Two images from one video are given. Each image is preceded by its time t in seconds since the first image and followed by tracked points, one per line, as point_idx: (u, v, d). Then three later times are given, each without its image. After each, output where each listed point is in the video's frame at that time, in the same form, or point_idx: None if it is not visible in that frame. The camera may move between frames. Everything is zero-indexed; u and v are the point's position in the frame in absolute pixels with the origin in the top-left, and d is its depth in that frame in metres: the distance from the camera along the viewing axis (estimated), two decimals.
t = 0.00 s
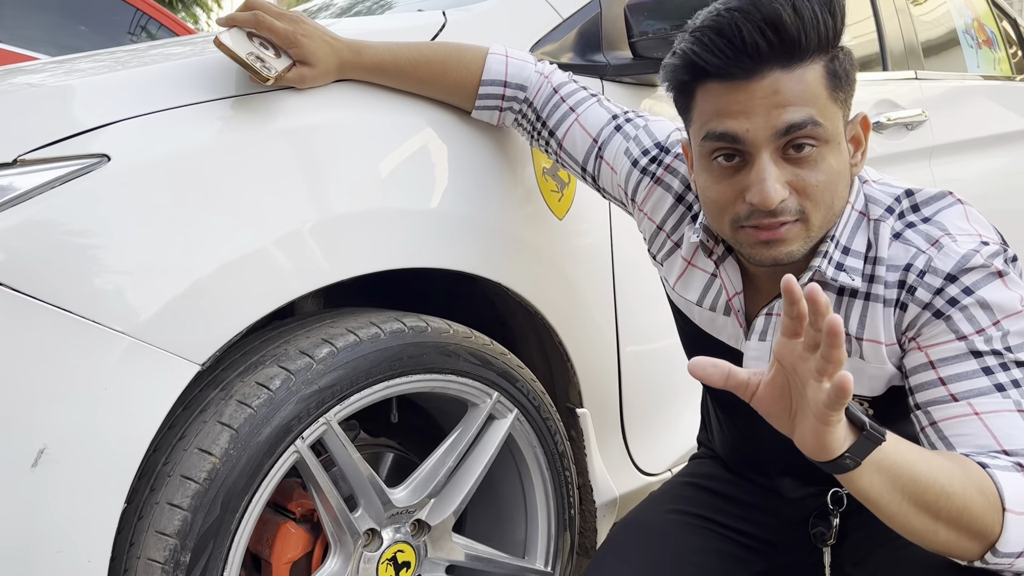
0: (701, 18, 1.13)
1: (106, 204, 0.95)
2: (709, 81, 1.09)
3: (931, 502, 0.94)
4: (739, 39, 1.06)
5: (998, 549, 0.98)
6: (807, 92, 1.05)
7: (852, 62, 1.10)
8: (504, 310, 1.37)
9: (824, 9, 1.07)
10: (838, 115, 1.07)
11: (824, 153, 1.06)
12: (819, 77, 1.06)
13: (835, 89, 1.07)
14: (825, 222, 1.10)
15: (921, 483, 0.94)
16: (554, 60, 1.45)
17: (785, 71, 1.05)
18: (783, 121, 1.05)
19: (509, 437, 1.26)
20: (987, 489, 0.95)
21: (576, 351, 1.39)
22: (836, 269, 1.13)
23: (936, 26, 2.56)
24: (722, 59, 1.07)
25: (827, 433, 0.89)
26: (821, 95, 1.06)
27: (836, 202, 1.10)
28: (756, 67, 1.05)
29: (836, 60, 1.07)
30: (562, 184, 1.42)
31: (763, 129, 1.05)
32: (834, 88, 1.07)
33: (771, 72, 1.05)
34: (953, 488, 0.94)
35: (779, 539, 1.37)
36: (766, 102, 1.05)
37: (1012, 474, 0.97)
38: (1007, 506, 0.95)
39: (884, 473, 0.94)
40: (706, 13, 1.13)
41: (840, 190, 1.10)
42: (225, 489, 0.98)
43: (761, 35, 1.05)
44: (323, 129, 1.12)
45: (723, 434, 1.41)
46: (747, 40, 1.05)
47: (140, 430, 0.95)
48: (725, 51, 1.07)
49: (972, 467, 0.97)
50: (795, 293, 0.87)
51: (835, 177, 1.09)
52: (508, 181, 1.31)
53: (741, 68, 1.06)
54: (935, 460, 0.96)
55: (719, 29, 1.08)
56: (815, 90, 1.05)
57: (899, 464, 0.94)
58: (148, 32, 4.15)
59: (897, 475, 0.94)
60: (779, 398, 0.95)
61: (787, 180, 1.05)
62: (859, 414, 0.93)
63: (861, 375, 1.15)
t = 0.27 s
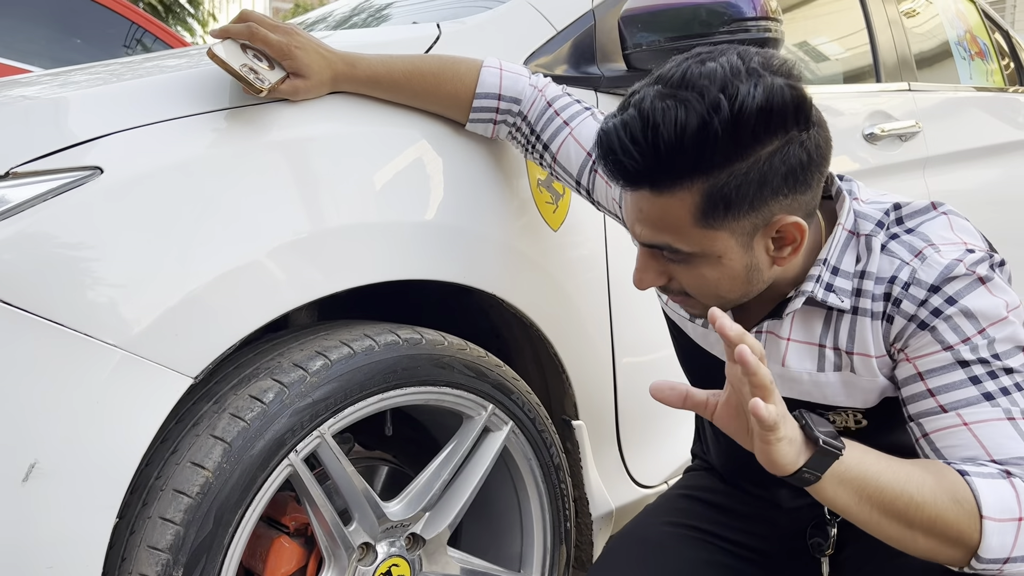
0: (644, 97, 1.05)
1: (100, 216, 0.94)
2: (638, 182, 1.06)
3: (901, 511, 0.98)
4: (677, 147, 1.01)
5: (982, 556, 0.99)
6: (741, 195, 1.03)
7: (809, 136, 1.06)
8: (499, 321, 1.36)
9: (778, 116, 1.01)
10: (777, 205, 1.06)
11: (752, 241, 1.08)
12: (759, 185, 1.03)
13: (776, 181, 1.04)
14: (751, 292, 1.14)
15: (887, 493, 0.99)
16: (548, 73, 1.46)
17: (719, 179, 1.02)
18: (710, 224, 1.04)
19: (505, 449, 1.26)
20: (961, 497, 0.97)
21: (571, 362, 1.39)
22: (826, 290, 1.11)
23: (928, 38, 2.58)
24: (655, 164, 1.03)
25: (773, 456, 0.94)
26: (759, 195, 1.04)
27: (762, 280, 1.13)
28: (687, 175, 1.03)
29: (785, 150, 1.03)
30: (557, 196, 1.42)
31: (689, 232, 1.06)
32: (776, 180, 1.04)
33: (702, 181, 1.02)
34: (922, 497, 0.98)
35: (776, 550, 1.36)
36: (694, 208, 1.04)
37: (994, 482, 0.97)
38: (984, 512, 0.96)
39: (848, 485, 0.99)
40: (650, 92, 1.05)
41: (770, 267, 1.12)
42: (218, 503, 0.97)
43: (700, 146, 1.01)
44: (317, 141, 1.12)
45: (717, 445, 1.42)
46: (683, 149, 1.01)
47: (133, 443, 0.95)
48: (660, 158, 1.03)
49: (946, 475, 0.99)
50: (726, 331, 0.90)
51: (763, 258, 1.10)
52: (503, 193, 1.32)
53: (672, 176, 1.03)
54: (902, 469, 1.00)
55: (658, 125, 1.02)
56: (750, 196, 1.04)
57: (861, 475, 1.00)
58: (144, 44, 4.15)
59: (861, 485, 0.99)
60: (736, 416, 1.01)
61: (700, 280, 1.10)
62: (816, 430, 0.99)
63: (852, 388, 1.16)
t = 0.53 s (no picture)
0: (630, 129, 1.03)
1: (99, 216, 0.94)
2: (622, 212, 1.06)
3: (893, 519, 0.99)
4: (662, 184, 1.01)
5: (979, 559, 0.99)
6: (725, 230, 1.04)
7: (799, 170, 1.04)
8: (499, 321, 1.36)
9: (764, 156, 1.00)
10: (761, 239, 1.06)
11: (737, 270, 1.09)
12: (745, 222, 1.03)
13: (761, 217, 1.04)
14: (737, 314, 1.16)
15: (879, 502, 1.00)
16: (548, 72, 1.45)
17: (703, 216, 1.02)
18: (694, 255, 1.06)
19: (506, 450, 1.25)
20: (955, 502, 0.97)
21: (573, 362, 1.38)
22: (822, 297, 1.10)
23: (930, 38, 2.57)
24: (638, 199, 1.03)
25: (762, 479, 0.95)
26: (743, 230, 1.04)
27: (746, 304, 1.14)
28: (671, 211, 1.03)
29: (772, 187, 1.03)
30: (558, 195, 1.41)
31: (673, 260, 1.07)
32: (762, 216, 1.04)
33: (686, 216, 1.03)
34: (914, 504, 0.98)
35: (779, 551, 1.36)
36: (678, 239, 1.05)
37: (984, 483, 0.97)
38: (977, 516, 0.96)
39: (840, 497, 1.00)
40: (637, 124, 1.03)
41: (756, 292, 1.13)
42: (217, 504, 0.96)
43: (684, 185, 1.00)
44: (317, 139, 1.11)
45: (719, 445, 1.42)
46: (667, 187, 1.01)
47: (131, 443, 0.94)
48: (643, 192, 1.02)
49: (938, 479, 0.99)
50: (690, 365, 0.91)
51: (749, 285, 1.11)
52: (504, 193, 1.31)
53: (656, 210, 1.03)
54: (893, 478, 1.01)
55: (643, 160, 1.01)
56: (733, 232, 1.04)
57: (853, 485, 1.00)
58: (143, 45, 4.13)
59: (853, 497, 1.00)
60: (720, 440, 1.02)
61: (687, 302, 1.13)
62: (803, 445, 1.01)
63: (850, 392, 1.14)
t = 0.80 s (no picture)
0: (629, 149, 1.01)
1: (101, 207, 0.93)
2: (624, 230, 1.05)
3: (904, 537, 1.00)
4: (662, 207, 0.99)
5: (992, 565, 0.99)
6: (727, 249, 1.03)
7: (803, 186, 1.02)
8: (504, 314, 1.35)
9: (766, 177, 0.98)
10: (766, 252, 1.05)
11: (743, 279, 1.08)
12: (747, 240, 1.02)
13: (764, 234, 1.02)
14: (745, 316, 1.16)
15: (886, 523, 1.01)
16: (552, 63, 1.44)
17: (704, 236, 1.01)
18: (698, 269, 1.05)
19: (511, 443, 1.24)
20: (962, 511, 0.98)
21: (578, 356, 1.37)
22: (831, 290, 1.09)
23: (936, 30, 2.55)
24: (640, 220, 1.02)
25: (763, 523, 0.97)
26: (746, 246, 1.03)
27: (752, 309, 1.14)
28: (673, 231, 1.02)
29: (775, 207, 1.01)
30: (563, 187, 1.41)
31: (677, 274, 1.07)
32: (765, 234, 1.02)
33: (688, 236, 1.01)
34: (921, 520, 0.99)
35: (786, 544, 1.36)
36: (681, 255, 1.04)
37: (988, 485, 0.98)
38: (985, 523, 0.97)
39: (848, 524, 1.02)
40: (636, 145, 1.01)
41: (763, 298, 1.12)
42: (221, 497, 0.96)
43: (685, 207, 0.99)
44: (320, 131, 1.10)
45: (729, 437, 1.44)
46: (668, 209, 0.99)
47: (134, 436, 0.93)
48: (645, 213, 1.01)
49: (943, 489, 1.00)
50: (669, 420, 0.94)
51: (755, 292, 1.10)
52: (509, 185, 1.30)
53: (657, 229, 1.02)
54: (897, 495, 1.02)
55: (642, 183, 0.99)
56: (736, 249, 1.03)
57: (859, 511, 1.01)
58: (146, 40, 4.12)
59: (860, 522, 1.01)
60: (719, 481, 1.03)
61: (693, 309, 1.14)
62: (803, 479, 1.00)
63: (859, 385, 1.13)
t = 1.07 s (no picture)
0: (615, 165, 1.00)
1: (105, 201, 0.93)
2: (614, 242, 1.05)
3: (912, 526, 1.01)
4: (648, 222, 0.99)
5: (1002, 553, 1.00)
6: (715, 261, 1.02)
7: (791, 198, 0.99)
8: (507, 307, 1.35)
9: (750, 196, 0.96)
10: (757, 262, 1.03)
11: (738, 286, 1.07)
12: (735, 251, 1.01)
13: (751, 247, 1.01)
14: (746, 314, 1.15)
15: (894, 513, 1.02)
16: (555, 56, 1.44)
17: (691, 250, 1.00)
18: (690, 278, 1.05)
19: (515, 436, 1.24)
20: (970, 501, 0.98)
21: (582, 349, 1.37)
22: (836, 284, 1.08)
23: (941, 22, 2.54)
24: (627, 233, 1.02)
25: (783, 521, 0.97)
26: (733, 259, 1.02)
27: (752, 309, 1.13)
28: (660, 246, 1.01)
29: (762, 222, 0.99)
30: (567, 181, 1.41)
31: (672, 282, 1.07)
32: (752, 246, 1.01)
33: (676, 249, 1.01)
34: (929, 510, 1.00)
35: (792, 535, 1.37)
36: (672, 265, 1.04)
37: (993, 475, 0.98)
38: (993, 511, 0.98)
39: (856, 515, 1.03)
40: (622, 162, 1.00)
41: (762, 300, 1.11)
42: (226, 489, 0.96)
43: (670, 224, 0.98)
44: (323, 124, 1.10)
45: (736, 431, 1.44)
46: (653, 226, 0.99)
47: (138, 429, 0.93)
48: (631, 229, 1.01)
49: (950, 478, 1.00)
50: (676, 429, 0.94)
51: (752, 296, 1.09)
52: (512, 179, 1.30)
53: (645, 244, 1.02)
54: (903, 486, 1.03)
55: (627, 201, 0.98)
56: (724, 261, 1.02)
57: (866, 502, 1.03)
58: (150, 35, 4.11)
59: (868, 513, 1.03)
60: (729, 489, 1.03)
61: (692, 310, 1.14)
62: (809, 472, 1.01)
63: (864, 377, 1.13)
